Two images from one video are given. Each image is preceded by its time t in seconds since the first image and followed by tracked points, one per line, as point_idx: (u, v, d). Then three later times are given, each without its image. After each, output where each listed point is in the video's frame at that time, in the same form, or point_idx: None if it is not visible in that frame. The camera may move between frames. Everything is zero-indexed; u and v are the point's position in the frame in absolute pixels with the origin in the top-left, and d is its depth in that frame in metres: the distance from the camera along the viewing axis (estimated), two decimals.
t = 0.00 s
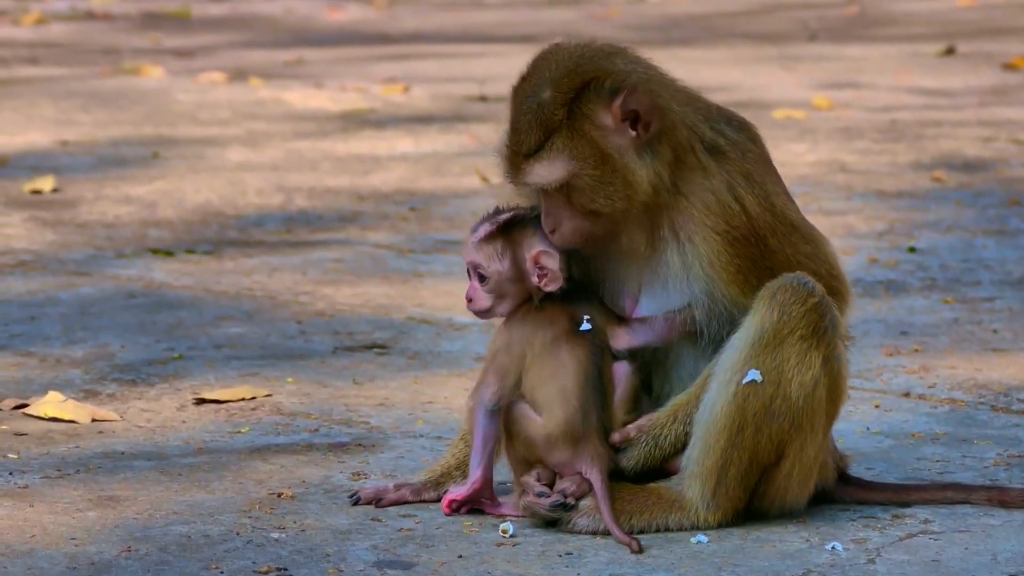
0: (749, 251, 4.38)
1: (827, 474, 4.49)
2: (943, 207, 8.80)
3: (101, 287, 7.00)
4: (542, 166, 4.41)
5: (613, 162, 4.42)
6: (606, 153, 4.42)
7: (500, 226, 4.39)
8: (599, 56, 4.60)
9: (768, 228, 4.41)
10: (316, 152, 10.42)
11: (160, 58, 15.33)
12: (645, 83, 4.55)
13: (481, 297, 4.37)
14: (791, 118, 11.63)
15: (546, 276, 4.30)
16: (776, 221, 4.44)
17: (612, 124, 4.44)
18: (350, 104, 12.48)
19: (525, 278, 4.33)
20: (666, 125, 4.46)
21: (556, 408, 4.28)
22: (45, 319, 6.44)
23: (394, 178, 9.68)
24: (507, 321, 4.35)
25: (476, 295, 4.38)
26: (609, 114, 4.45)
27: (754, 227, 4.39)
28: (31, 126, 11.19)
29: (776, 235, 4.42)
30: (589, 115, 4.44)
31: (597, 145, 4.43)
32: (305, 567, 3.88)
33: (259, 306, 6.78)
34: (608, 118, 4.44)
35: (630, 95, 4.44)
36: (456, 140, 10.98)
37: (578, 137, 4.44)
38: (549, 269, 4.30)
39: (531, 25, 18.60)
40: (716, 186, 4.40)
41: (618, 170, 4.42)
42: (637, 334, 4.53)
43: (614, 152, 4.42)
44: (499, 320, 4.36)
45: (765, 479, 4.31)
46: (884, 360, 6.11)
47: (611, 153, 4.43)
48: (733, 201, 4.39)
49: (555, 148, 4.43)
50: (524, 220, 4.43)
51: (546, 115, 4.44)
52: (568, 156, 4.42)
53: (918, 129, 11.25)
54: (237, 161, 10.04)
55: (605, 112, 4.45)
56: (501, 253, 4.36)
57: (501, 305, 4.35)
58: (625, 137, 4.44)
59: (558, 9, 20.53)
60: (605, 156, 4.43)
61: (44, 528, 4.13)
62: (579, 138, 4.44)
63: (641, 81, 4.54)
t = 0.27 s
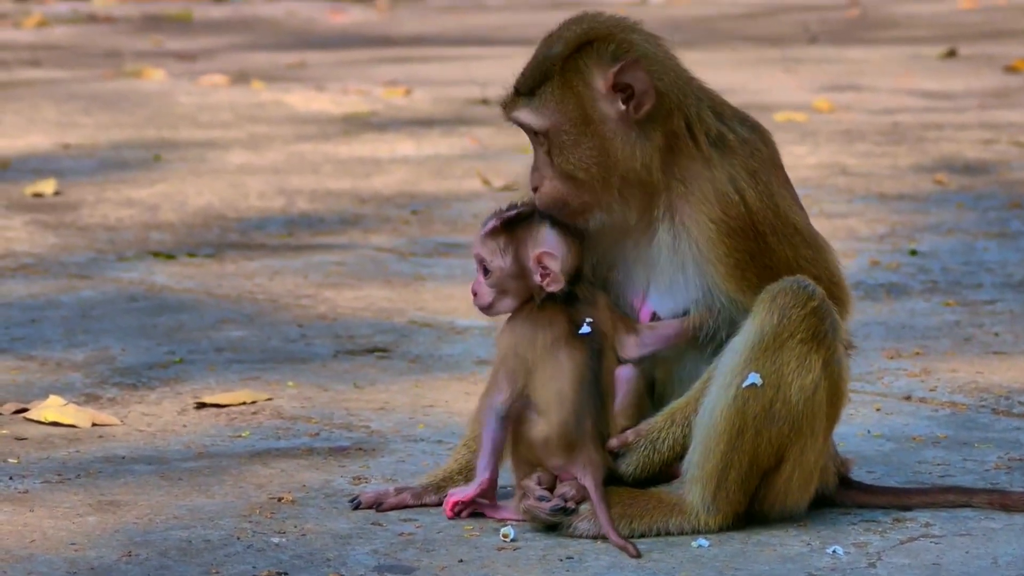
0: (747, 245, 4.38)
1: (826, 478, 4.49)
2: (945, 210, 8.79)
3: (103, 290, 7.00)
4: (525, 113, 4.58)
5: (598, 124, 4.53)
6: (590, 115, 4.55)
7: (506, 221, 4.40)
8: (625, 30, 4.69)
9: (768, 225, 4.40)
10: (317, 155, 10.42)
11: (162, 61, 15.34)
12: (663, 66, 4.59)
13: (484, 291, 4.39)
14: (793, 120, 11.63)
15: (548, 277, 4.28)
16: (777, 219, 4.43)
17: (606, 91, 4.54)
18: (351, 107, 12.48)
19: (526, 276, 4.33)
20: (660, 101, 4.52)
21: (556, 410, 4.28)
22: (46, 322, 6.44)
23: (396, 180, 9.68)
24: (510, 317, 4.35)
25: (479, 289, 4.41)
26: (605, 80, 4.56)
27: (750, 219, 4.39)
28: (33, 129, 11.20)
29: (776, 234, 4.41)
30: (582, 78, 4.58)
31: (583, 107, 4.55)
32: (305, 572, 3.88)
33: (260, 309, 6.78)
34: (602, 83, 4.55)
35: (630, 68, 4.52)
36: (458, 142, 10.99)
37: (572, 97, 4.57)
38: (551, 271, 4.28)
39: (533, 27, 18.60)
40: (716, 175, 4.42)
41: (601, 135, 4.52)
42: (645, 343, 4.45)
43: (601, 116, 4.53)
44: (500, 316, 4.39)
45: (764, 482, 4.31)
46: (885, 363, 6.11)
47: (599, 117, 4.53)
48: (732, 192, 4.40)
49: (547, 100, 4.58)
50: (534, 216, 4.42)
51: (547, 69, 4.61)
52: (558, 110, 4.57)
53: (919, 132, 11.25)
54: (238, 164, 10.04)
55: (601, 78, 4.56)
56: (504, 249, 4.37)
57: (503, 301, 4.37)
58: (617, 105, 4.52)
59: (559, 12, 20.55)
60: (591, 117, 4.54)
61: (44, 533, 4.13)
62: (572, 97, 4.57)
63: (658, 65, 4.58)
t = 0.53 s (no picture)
0: (750, 247, 4.36)
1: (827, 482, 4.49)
2: (945, 212, 8.79)
3: (103, 293, 7.00)
4: (529, 88, 4.69)
5: (594, 111, 4.60)
6: (589, 100, 4.61)
7: (522, 218, 4.44)
8: (648, 24, 4.69)
9: (768, 230, 4.37)
10: (318, 157, 10.42)
11: (162, 64, 15.34)
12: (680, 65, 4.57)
13: (494, 284, 4.43)
14: (794, 122, 11.63)
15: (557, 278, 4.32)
16: (780, 223, 4.39)
17: (609, 82, 4.59)
18: (352, 109, 12.48)
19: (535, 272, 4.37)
20: (660, 96, 4.53)
21: (558, 412, 4.29)
22: (46, 326, 6.44)
23: (396, 183, 9.67)
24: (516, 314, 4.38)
25: (489, 281, 4.45)
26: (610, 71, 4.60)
27: (752, 221, 4.35)
28: (33, 132, 11.20)
29: (776, 240, 4.38)
30: (586, 63, 4.63)
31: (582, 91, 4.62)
32: None
33: (261, 312, 6.78)
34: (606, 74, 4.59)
35: (636, 65, 4.55)
36: (458, 145, 10.99)
37: (575, 80, 4.64)
38: (562, 272, 4.31)
39: (533, 30, 18.60)
40: (721, 178, 4.40)
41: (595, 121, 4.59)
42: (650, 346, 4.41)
43: (599, 104, 4.60)
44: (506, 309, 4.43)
45: (766, 485, 4.31)
46: (885, 366, 6.10)
47: (598, 106, 4.60)
48: (736, 194, 4.37)
49: (551, 77, 4.67)
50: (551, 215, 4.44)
51: (560, 48, 4.69)
52: (560, 87, 4.65)
53: (920, 133, 11.24)
54: (239, 167, 10.04)
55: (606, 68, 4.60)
56: (516, 244, 4.40)
57: (511, 297, 4.41)
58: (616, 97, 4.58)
59: (560, 15, 20.53)
60: (590, 103, 4.61)
61: (44, 536, 4.13)
62: (575, 79, 4.64)
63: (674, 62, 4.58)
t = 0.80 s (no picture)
0: (741, 245, 4.33)
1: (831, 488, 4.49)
2: (947, 217, 8.79)
3: (106, 297, 7.01)
4: (522, 76, 4.74)
5: (581, 100, 4.63)
6: (579, 92, 4.64)
7: (528, 226, 4.46)
8: (648, 27, 4.71)
9: (759, 229, 4.35)
10: (320, 162, 10.42)
11: (164, 68, 15.35)
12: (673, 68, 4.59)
13: (496, 290, 4.47)
14: (796, 127, 11.63)
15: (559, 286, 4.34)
16: (773, 222, 4.36)
17: (599, 74, 4.61)
18: (354, 113, 12.49)
19: (538, 281, 4.40)
20: (649, 93, 4.55)
21: (559, 417, 4.30)
22: (49, 331, 6.44)
23: (398, 187, 9.68)
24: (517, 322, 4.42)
25: (493, 287, 4.48)
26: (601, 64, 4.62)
27: (743, 218, 4.33)
28: (36, 136, 11.21)
29: (769, 238, 4.35)
30: (578, 56, 4.66)
31: (573, 84, 4.65)
32: None
33: (263, 317, 6.79)
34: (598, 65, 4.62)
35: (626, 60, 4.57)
36: (460, 149, 10.99)
37: (567, 70, 4.67)
38: (565, 281, 4.33)
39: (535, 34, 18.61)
40: (711, 175, 4.39)
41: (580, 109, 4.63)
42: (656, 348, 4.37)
43: (587, 94, 4.63)
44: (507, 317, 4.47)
45: (769, 491, 4.31)
46: (888, 371, 6.11)
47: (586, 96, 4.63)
48: (727, 192, 4.35)
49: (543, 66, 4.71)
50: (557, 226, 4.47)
51: (556, 39, 4.73)
52: (551, 77, 4.69)
53: (922, 139, 11.25)
54: (241, 171, 10.04)
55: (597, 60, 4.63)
56: (521, 252, 4.43)
57: (513, 303, 4.45)
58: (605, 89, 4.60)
59: (562, 20, 20.54)
60: (577, 93, 4.64)
61: (46, 541, 4.13)
62: (567, 69, 4.67)
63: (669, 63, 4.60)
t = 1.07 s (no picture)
0: (735, 243, 4.34)
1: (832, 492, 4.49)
2: (950, 221, 8.79)
3: (109, 302, 7.01)
4: (519, 63, 4.75)
5: (576, 94, 4.66)
6: (576, 84, 4.67)
7: (522, 237, 4.42)
8: (652, 26, 4.71)
9: (755, 227, 4.35)
10: (322, 166, 10.43)
11: (167, 72, 15.36)
12: (673, 69, 4.60)
13: (492, 302, 4.43)
14: (799, 131, 11.63)
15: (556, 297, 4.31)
16: (767, 220, 4.37)
17: (598, 69, 4.63)
18: (357, 118, 12.50)
19: (535, 292, 4.38)
20: (646, 93, 4.55)
21: (560, 423, 4.30)
22: (52, 335, 6.45)
23: (400, 191, 9.68)
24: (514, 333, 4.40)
25: (488, 298, 4.45)
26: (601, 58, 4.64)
27: (737, 216, 4.34)
28: (39, 140, 11.21)
29: (764, 237, 4.36)
30: (580, 49, 4.69)
31: (572, 75, 4.67)
32: None
33: (266, 321, 6.79)
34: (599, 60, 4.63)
35: (626, 58, 4.58)
36: (463, 153, 11.00)
37: (565, 61, 4.70)
38: (561, 293, 4.30)
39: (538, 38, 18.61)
40: (705, 174, 4.40)
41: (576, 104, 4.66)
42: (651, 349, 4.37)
43: (583, 88, 4.65)
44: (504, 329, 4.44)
45: (772, 495, 4.30)
46: (890, 375, 6.11)
47: (581, 89, 4.66)
48: (721, 190, 4.37)
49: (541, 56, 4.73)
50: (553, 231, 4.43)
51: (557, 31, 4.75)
52: (549, 67, 4.70)
53: (925, 143, 11.25)
54: (244, 176, 10.05)
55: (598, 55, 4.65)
56: (516, 264, 4.40)
57: (509, 315, 4.42)
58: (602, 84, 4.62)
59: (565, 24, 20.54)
60: (574, 87, 4.66)
61: (49, 546, 4.13)
62: (566, 60, 4.70)
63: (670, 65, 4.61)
